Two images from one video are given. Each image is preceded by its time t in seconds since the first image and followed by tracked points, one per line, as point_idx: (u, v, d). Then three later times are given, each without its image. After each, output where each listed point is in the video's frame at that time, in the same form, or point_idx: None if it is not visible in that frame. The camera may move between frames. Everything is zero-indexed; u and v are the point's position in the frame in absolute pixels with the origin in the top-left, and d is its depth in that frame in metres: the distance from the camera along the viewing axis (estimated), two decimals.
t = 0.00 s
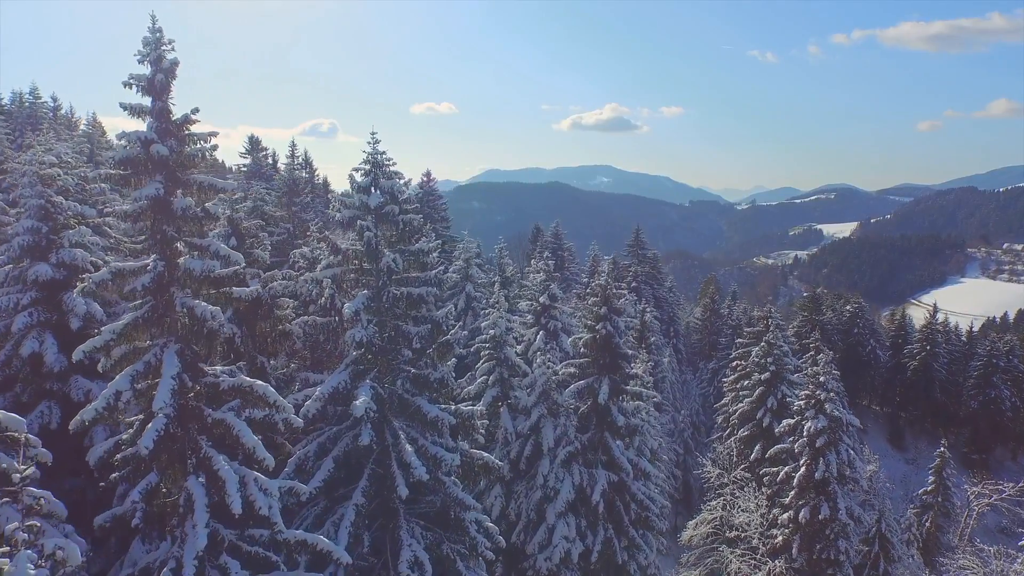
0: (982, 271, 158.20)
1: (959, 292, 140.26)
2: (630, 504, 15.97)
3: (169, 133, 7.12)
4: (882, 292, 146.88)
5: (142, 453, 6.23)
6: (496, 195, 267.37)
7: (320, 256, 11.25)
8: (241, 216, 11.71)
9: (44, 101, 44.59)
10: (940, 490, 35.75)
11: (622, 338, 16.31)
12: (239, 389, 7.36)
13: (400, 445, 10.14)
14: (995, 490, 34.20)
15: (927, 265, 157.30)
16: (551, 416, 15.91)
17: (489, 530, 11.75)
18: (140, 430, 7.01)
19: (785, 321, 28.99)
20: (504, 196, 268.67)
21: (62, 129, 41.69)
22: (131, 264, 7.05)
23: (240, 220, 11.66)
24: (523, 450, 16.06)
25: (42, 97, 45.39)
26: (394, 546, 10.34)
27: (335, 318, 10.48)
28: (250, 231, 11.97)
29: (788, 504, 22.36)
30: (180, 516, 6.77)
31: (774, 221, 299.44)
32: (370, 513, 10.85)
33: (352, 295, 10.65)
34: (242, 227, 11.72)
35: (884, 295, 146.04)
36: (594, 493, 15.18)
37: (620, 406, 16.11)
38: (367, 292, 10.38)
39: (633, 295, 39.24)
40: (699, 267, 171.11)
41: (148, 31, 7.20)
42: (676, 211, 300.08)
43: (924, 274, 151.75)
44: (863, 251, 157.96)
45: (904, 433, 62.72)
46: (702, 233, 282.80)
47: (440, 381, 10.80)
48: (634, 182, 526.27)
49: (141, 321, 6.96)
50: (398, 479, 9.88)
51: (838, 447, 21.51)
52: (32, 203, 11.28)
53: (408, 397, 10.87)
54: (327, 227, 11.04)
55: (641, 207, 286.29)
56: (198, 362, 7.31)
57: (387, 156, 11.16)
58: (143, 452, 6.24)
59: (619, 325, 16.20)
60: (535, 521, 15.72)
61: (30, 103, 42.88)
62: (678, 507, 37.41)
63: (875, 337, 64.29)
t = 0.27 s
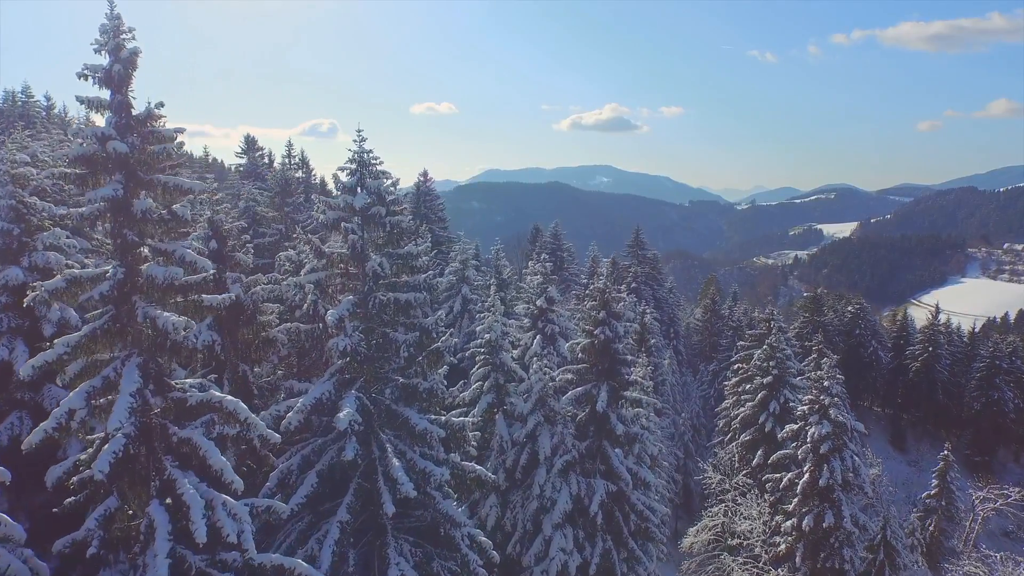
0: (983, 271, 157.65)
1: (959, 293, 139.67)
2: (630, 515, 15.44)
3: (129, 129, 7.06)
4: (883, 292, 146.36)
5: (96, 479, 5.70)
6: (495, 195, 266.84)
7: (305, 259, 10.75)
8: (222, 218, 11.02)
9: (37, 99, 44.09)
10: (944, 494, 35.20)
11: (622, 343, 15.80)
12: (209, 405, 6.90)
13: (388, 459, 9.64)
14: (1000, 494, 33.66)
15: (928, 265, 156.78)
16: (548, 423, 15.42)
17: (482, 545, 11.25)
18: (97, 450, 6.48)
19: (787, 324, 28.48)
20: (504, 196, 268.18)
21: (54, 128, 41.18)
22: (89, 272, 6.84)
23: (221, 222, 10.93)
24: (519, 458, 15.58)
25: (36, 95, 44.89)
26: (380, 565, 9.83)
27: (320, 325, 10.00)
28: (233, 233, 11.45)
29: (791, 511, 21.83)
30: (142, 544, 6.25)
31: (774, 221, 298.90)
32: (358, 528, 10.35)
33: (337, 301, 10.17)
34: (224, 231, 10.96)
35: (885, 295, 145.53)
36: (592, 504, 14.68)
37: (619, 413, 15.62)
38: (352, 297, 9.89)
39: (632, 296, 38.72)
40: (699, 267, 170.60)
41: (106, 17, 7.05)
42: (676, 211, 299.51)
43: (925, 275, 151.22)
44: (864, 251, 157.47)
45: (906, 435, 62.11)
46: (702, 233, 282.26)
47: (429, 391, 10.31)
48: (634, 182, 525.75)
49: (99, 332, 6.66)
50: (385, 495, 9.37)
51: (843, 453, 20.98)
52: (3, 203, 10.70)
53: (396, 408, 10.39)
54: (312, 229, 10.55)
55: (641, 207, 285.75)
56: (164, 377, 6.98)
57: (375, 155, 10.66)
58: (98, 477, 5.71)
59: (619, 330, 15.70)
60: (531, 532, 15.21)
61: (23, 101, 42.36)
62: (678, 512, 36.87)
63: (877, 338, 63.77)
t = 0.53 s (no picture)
0: (983, 271, 157.14)
1: (960, 293, 139.14)
2: (629, 526, 14.91)
3: (78, 125, 7.04)
4: (883, 292, 145.87)
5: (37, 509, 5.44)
6: (495, 195, 266.39)
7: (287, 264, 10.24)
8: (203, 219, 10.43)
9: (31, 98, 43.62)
10: (948, 498, 34.63)
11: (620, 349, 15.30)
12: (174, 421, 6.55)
13: (372, 474, 9.12)
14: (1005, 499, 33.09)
15: (928, 265, 156.25)
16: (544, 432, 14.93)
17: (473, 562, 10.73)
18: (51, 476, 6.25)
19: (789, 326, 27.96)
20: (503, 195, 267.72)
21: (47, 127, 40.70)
22: (34, 280, 6.58)
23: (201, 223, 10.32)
24: (514, 467, 15.07)
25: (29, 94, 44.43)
26: None
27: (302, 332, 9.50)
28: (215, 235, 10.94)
29: (794, 519, 21.30)
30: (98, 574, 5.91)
31: (774, 221, 298.42)
32: (342, 546, 9.83)
33: (319, 307, 9.66)
34: (203, 232, 10.36)
35: (885, 295, 145.04)
36: (590, 515, 14.16)
37: (617, 421, 15.10)
38: (336, 304, 9.43)
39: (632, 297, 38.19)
40: (699, 267, 170.13)
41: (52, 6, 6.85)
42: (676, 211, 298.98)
43: (925, 275, 150.70)
44: (864, 250, 156.95)
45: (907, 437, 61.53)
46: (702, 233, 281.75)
47: (417, 402, 9.79)
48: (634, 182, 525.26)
49: (45, 346, 6.44)
50: (369, 513, 8.85)
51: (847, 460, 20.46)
52: None
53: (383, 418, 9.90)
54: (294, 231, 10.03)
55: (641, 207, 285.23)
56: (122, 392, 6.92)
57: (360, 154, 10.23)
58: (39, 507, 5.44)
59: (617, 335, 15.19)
60: (526, 543, 14.69)
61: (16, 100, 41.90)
62: (678, 516, 36.34)
63: (878, 339, 63.20)
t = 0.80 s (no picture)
0: (983, 271, 156.63)
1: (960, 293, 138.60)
2: (627, 537, 14.44)
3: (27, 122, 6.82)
4: (883, 292, 145.40)
5: None
6: (495, 195, 265.98)
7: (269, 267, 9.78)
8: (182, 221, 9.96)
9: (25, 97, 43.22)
10: (951, 502, 34.11)
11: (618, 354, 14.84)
12: (138, 438, 6.29)
13: (357, 489, 8.67)
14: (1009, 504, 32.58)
15: (928, 265, 155.72)
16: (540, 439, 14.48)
17: None
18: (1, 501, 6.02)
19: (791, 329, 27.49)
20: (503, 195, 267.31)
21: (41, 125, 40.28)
22: None
23: (181, 225, 9.86)
24: (510, 476, 14.62)
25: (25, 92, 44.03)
26: None
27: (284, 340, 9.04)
28: (196, 237, 10.49)
29: (797, 526, 20.82)
30: None
31: (774, 221, 298.00)
32: (327, 563, 9.37)
33: (302, 313, 9.21)
34: (183, 234, 9.89)
35: (885, 295, 144.61)
36: (587, 526, 13.69)
37: (616, 428, 14.63)
38: (320, 310, 9.01)
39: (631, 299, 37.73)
40: (699, 267, 169.68)
41: None
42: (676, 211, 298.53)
43: (925, 275, 150.23)
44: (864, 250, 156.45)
45: (909, 439, 61.02)
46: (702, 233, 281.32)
47: (405, 412, 9.35)
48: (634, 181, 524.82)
49: None
50: (353, 530, 8.37)
51: (850, 466, 20.01)
52: None
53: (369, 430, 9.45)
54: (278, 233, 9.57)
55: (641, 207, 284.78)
56: (80, 409, 6.76)
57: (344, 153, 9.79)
58: None
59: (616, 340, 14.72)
60: (522, 554, 14.24)
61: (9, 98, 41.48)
62: (678, 520, 35.88)
63: (880, 341, 62.71)
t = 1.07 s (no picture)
0: (984, 271, 156.13)
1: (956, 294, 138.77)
2: (626, 549, 13.92)
3: None
4: (884, 293, 144.94)
5: None
6: (494, 194, 265.54)
7: (248, 273, 9.25)
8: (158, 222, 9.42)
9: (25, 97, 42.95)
10: (955, 506, 33.54)
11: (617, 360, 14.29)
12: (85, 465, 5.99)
13: (338, 508, 8.12)
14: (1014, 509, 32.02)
15: (928, 265, 155.26)
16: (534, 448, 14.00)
17: None
18: None
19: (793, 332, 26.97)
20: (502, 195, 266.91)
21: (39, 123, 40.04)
22: None
23: (155, 226, 9.32)
24: (505, 486, 14.11)
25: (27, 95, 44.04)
26: None
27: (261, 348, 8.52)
28: (174, 239, 9.99)
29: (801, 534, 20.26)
30: None
31: (774, 221, 297.62)
32: None
33: (281, 320, 8.73)
34: (158, 237, 9.35)
35: (885, 296, 144.13)
36: (584, 539, 13.18)
37: (615, 436, 14.13)
38: (299, 317, 8.49)
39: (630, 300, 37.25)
40: (699, 266, 169.28)
41: None
42: (676, 211, 298.05)
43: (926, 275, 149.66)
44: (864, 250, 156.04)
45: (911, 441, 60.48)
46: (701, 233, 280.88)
47: (391, 425, 8.85)
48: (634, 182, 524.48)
49: None
50: (333, 553, 7.80)
51: (855, 473, 19.50)
52: None
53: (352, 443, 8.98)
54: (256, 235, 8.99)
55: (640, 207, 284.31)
56: (19, 432, 6.31)
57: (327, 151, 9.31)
58: None
59: (614, 344, 14.18)
60: (517, 568, 13.72)
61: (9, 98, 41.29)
62: (678, 524, 35.47)
63: (881, 342, 62.17)
